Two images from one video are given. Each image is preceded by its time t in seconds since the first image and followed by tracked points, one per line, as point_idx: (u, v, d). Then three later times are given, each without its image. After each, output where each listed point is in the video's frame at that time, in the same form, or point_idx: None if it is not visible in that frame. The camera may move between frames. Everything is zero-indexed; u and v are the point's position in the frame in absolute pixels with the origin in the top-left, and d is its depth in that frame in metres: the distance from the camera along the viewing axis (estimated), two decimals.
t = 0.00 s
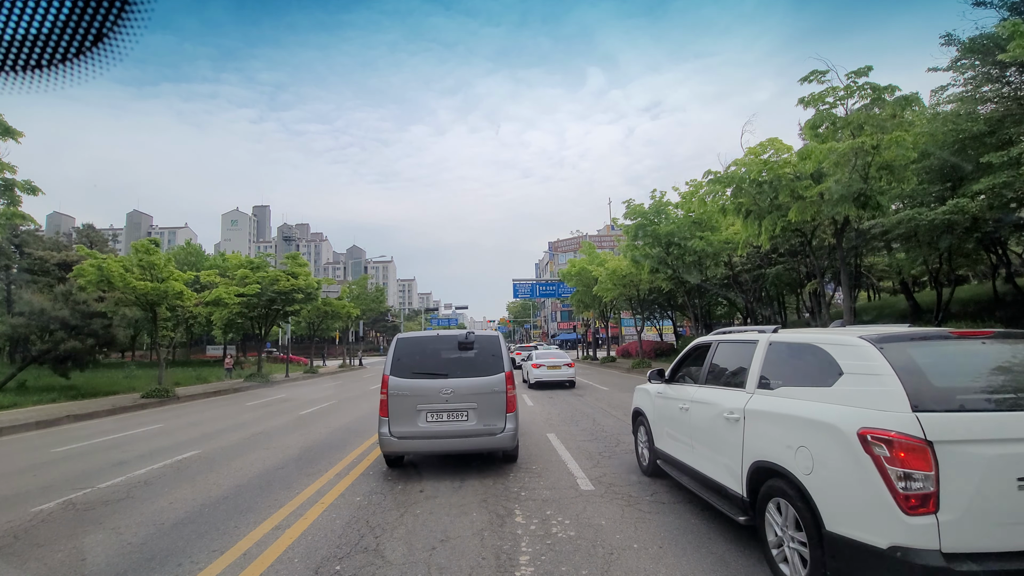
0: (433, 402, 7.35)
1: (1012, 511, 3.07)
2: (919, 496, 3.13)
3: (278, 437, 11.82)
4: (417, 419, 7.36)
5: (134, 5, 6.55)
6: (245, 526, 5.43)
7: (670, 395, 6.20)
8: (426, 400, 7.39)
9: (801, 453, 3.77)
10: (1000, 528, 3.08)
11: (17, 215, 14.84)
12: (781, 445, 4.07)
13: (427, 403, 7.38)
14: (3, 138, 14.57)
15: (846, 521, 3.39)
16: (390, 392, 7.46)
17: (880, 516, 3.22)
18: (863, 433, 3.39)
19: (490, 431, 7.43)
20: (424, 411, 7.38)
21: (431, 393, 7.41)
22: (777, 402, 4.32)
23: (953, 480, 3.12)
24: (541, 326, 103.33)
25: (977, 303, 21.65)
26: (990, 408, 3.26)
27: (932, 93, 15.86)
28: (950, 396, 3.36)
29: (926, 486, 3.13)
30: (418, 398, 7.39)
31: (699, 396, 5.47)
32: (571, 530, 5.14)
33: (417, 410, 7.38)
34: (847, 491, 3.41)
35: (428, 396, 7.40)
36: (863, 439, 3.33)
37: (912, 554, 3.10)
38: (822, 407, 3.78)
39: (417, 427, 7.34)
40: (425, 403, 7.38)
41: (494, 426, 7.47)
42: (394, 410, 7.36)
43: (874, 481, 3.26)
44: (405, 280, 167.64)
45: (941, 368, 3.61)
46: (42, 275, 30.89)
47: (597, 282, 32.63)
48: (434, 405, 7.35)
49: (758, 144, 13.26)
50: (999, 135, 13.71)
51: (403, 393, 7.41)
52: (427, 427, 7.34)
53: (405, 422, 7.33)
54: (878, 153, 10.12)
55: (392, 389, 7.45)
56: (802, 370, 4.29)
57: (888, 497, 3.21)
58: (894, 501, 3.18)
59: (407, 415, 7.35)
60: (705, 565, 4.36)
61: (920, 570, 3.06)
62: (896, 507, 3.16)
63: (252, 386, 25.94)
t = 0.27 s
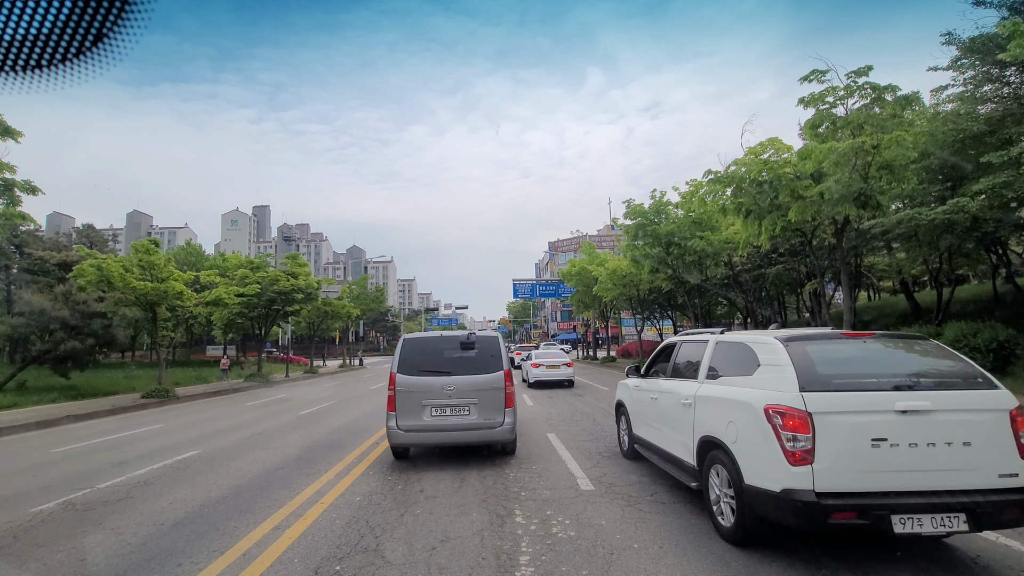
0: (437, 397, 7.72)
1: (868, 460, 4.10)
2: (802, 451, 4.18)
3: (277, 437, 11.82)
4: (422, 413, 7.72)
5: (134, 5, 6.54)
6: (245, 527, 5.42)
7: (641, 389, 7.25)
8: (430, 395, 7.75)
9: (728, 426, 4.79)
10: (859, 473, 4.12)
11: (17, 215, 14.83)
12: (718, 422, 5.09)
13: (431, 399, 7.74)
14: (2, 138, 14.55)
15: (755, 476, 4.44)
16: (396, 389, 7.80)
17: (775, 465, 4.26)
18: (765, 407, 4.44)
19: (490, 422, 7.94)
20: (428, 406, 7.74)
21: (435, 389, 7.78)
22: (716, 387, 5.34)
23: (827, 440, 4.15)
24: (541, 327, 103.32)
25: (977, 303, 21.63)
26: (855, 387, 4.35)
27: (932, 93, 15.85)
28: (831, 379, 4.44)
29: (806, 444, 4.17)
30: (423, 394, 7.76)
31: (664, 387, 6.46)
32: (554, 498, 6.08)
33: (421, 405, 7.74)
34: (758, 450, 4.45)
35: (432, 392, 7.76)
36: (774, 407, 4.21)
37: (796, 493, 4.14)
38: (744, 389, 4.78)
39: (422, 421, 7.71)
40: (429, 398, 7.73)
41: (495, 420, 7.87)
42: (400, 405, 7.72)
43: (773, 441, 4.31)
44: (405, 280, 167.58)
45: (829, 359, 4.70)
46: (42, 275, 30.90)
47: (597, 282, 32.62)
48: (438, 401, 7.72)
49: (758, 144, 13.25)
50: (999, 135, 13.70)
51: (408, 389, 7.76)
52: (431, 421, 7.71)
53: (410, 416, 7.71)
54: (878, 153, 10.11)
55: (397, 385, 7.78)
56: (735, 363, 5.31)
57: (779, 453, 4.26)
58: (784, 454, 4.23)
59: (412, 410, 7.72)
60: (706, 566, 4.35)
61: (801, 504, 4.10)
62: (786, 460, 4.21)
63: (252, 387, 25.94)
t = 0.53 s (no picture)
0: (441, 395, 8.75)
1: (787, 437, 5.17)
2: (737, 431, 5.23)
3: (277, 439, 11.82)
4: (427, 410, 8.74)
5: (134, 5, 6.54)
6: (243, 530, 5.40)
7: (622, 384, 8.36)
8: (434, 394, 8.78)
9: (684, 413, 5.83)
10: (780, 447, 5.19)
11: (15, 216, 14.79)
12: (679, 410, 6.12)
13: (435, 397, 8.76)
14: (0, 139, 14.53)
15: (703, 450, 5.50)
16: (402, 387, 8.84)
17: (715, 442, 5.33)
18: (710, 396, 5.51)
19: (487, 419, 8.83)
20: (432, 403, 8.75)
21: (438, 388, 8.81)
22: (678, 382, 6.40)
23: (755, 421, 5.21)
24: (541, 327, 103.20)
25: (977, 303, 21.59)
26: (782, 380, 5.41)
27: (932, 93, 15.85)
28: (763, 373, 5.50)
29: (738, 425, 5.24)
30: (428, 393, 8.77)
31: (641, 383, 7.50)
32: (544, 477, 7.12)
33: (427, 403, 8.75)
34: (705, 430, 5.53)
35: (436, 391, 8.78)
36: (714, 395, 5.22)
37: (731, 464, 5.20)
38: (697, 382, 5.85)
39: (427, 417, 8.73)
40: (433, 396, 8.75)
41: (493, 416, 8.90)
42: (407, 403, 8.72)
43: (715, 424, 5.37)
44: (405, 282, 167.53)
45: (765, 358, 5.76)
46: (41, 277, 30.88)
47: (597, 283, 32.57)
48: (441, 399, 8.74)
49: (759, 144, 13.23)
50: (998, 136, 13.70)
51: (414, 388, 8.78)
52: (435, 417, 8.72)
53: (416, 413, 8.73)
54: (878, 153, 10.10)
55: (404, 384, 8.78)
56: (694, 363, 6.36)
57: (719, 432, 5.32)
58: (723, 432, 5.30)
59: (418, 407, 8.73)
60: (707, 569, 4.33)
61: (735, 471, 5.15)
62: (723, 438, 5.27)
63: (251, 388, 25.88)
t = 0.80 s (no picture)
0: (443, 393, 9.34)
1: (741, 423, 6.25)
2: (699, 419, 6.33)
3: (275, 441, 11.73)
4: (430, 408, 9.34)
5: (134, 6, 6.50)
6: (238, 535, 5.32)
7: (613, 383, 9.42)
8: (437, 392, 9.37)
9: (657, 405, 6.97)
10: (736, 432, 6.29)
11: (11, 218, 14.71)
12: (655, 403, 7.22)
13: (438, 395, 9.35)
14: None
15: (673, 436, 6.57)
16: (407, 386, 9.42)
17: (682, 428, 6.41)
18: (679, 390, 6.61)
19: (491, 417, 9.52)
20: (436, 401, 9.34)
21: (441, 386, 9.38)
22: (656, 378, 7.48)
23: (714, 411, 6.30)
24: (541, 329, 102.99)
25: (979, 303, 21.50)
26: (737, 376, 6.51)
27: (933, 93, 15.80)
28: (722, 370, 6.60)
29: (699, 413, 6.33)
30: (431, 391, 9.35)
31: (627, 380, 8.54)
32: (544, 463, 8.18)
33: (430, 401, 9.34)
34: (674, 418, 6.64)
35: (439, 389, 9.37)
36: (681, 388, 6.29)
37: (694, 446, 6.31)
38: (669, 378, 6.94)
39: (430, 414, 9.33)
40: (436, 394, 9.35)
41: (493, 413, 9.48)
42: (412, 400, 9.33)
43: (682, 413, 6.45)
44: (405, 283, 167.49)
45: (727, 357, 6.82)
46: (40, 279, 30.81)
47: (597, 284, 32.46)
48: (444, 397, 9.34)
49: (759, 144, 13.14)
50: (1000, 135, 13.63)
51: (418, 387, 9.36)
52: (438, 414, 9.33)
53: (420, 409, 9.33)
54: (880, 152, 10.02)
55: (409, 383, 9.37)
56: (670, 361, 7.43)
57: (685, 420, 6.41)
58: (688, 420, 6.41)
59: (422, 404, 9.33)
60: None
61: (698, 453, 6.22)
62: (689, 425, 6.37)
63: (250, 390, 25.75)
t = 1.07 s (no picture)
0: (445, 390, 9.78)
1: (714, 414, 7.26)
2: (677, 410, 7.25)
3: (272, 441, 11.57)
4: (432, 404, 9.75)
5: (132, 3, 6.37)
6: (228, 543, 5.14)
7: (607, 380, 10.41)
8: (439, 389, 9.81)
9: (642, 399, 8.00)
10: (709, 422, 7.30)
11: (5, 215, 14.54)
12: (640, 397, 8.24)
13: (440, 392, 9.79)
14: None
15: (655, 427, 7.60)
16: (410, 383, 9.83)
17: (663, 419, 7.42)
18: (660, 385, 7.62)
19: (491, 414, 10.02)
20: (438, 398, 9.77)
21: (443, 383, 9.81)
22: (642, 375, 8.51)
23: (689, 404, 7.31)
24: (541, 328, 102.76)
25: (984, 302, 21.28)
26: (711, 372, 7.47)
27: (939, 89, 15.60)
28: (698, 368, 7.60)
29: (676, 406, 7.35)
30: (433, 388, 9.78)
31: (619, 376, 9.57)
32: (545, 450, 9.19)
33: (432, 398, 9.78)
34: (657, 410, 7.65)
35: (441, 386, 9.81)
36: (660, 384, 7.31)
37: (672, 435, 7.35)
38: (652, 375, 7.97)
39: (433, 410, 9.74)
40: (438, 391, 9.79)
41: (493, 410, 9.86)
42: (414, 397, 9.75)
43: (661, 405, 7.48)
44: (404, 283, 167.25)
45: (703, 355, 7.81)
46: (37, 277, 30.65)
47: (598, 283, 32.28)
48: (446, 393, 9.77)
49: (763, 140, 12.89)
50: (1009, 131, 13.43)
51: (421, 384, 9.79)
52: (440, 410, 9.74)
53: (423, 406, 9.76)
54: (887, 148, 9.83)
55: (412, 380, 9.79)
56: (655, 360, 8.44)
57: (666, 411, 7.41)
58: (668, 412, 7.42)
59: (425, 401, 9.77)
60: None
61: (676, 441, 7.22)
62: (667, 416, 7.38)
63: (248, 389, 25.57)
